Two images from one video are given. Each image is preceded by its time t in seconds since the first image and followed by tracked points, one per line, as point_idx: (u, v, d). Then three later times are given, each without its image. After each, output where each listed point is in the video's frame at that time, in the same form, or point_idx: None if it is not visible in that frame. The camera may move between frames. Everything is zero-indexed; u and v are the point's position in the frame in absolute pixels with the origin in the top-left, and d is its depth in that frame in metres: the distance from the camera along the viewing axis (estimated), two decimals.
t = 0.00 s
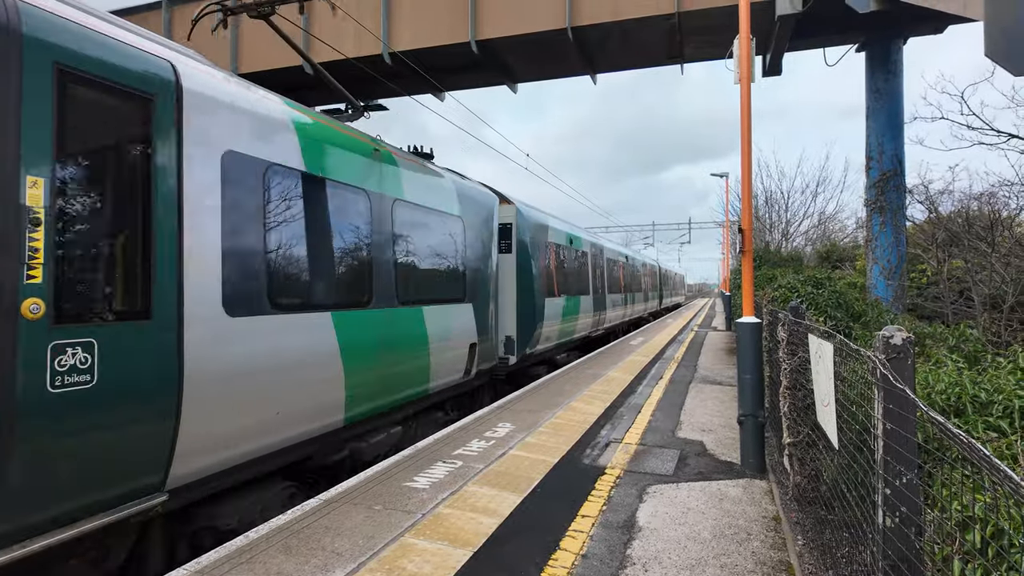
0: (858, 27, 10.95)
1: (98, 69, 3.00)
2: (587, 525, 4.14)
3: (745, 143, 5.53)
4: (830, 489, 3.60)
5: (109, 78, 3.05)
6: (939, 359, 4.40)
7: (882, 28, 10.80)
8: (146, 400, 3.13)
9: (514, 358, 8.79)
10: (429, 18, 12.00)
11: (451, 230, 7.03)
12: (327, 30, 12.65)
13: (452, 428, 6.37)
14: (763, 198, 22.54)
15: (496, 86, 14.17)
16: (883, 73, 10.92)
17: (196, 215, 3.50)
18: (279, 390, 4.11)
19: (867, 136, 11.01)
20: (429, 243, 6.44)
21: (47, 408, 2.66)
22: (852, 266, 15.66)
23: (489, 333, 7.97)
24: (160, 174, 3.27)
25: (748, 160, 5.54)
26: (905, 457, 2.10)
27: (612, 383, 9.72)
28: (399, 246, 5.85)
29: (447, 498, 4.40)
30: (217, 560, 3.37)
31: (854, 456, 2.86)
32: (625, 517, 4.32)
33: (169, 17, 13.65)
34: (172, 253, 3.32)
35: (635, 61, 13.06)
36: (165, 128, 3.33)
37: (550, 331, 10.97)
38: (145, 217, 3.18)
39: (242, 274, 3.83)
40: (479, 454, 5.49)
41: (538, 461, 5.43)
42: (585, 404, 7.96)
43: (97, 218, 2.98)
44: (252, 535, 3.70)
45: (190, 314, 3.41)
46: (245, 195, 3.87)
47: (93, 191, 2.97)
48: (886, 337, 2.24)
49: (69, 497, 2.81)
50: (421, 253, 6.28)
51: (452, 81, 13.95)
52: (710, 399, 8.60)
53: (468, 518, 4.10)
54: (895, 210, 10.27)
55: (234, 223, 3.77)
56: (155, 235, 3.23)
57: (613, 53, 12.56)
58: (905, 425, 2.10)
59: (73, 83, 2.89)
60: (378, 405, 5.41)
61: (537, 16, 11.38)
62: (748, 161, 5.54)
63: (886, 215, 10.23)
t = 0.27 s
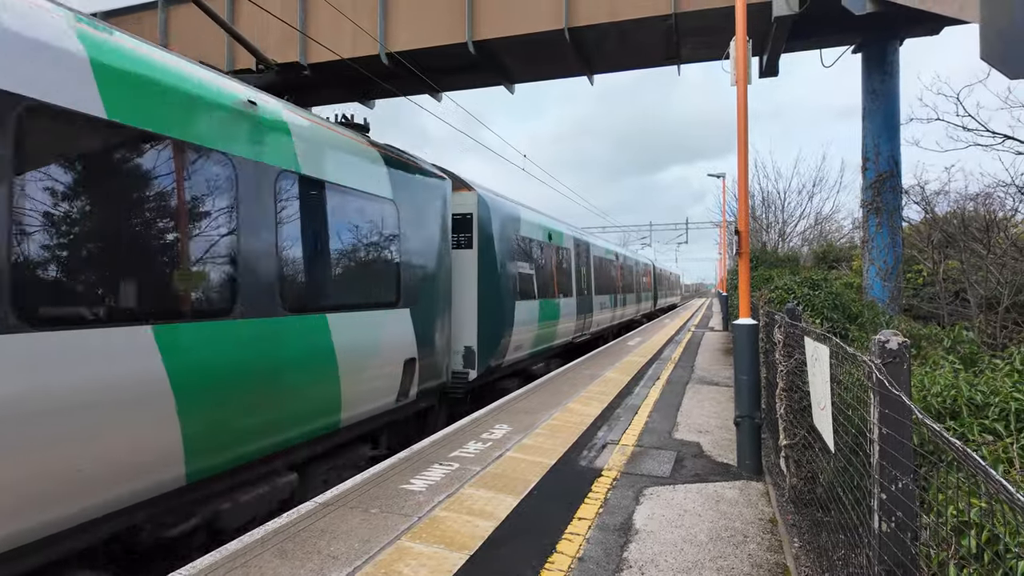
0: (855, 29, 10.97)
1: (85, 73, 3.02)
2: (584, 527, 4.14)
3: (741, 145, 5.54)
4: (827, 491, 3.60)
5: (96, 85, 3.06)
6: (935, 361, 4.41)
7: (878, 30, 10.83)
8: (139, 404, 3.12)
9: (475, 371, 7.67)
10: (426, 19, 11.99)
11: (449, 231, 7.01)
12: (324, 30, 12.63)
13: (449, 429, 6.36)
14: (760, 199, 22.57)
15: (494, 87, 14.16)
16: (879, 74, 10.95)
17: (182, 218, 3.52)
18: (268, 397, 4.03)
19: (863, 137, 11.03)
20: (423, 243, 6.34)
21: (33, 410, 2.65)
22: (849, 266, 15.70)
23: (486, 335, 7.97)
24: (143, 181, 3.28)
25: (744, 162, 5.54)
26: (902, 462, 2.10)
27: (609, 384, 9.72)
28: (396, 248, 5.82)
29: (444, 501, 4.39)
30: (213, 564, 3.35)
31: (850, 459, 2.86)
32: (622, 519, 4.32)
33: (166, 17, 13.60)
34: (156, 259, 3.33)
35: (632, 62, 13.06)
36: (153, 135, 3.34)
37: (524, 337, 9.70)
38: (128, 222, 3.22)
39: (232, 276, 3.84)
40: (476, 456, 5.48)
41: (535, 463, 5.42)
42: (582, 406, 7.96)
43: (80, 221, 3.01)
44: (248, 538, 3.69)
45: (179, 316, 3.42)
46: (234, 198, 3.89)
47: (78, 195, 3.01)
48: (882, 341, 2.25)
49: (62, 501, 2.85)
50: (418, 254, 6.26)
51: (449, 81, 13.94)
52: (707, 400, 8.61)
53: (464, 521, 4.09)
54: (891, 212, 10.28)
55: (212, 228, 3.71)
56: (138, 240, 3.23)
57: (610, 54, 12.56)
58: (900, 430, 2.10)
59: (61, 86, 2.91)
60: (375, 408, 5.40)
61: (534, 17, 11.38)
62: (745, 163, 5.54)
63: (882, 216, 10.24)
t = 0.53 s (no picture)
0: (850, 30, 11.01)
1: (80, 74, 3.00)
2: (580, 529, 4.14)
3: (737, 147, 5.54)
4: (823, 492, 3.60)
5: (94, 86, 3.06)
6: (931, 362, 4.42)
7: (874, 31, 10.87)
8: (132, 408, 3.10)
9: (419, 392, 5.96)
10: (421, 20, 11.97)
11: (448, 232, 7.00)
12: (320, 30, 12.60)
13: (445, 430, 6.35)
14: (756, 200, 22.61)
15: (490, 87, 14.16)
16: (875, 75, 10.98)
17: (179, 219, 3.51)
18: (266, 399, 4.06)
19: (859, 138, 11.07)
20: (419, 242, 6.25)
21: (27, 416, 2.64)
22: (845, 267, 15.76)
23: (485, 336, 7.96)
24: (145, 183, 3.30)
25: (740, 163, 5.55)
26: (897, 466, 2.10)
27: (606, 385, 9.73)
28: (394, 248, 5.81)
29: (440, 503, 4.38)
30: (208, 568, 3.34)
31: (846, 461, 2.86)
32: (619, 521, 4.31)
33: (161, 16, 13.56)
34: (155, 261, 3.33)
35: (629, 63, 13.08)
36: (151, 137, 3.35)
37: (488, 345, 8.10)
38: (128, 224, 3.22)
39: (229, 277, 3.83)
40: (473, 458, 5.47)
41: (531, 464, 5.41)
42: (578, 407, 7.96)
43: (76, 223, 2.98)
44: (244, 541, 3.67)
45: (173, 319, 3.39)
46: (231, 199, 3.88)
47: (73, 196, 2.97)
48: (877, 344, 2.25)
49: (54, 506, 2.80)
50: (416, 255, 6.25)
51: (445, 82, 13.93)
52: (704, 401, 8.62)
53: (460, 523, 4.08)
54: (887, 213, 10.31)
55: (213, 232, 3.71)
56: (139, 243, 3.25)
57: (607, 54, 12.58)
58: (896, 434, 2.10)
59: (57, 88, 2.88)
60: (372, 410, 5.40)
61: (531, 17, 11.38)
62: (741, 164, 5.55)
63: (878, 218, 10.26)
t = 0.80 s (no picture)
0: (845, 31, 11.05)
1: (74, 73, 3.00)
2: (577, 530, 4.14)
3: (734, 148, 5.55)
4: (818, 491, 3.61)
5: (85, 83, 3.05)
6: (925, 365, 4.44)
7: (870, 31, 10.91)
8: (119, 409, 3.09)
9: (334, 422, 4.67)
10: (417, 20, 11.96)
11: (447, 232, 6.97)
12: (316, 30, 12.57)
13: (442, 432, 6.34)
14: (752, 200, 22.62)
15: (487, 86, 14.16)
16: (871, 76, 11.02)
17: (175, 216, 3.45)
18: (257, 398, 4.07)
19: (855, 139, 11.10)
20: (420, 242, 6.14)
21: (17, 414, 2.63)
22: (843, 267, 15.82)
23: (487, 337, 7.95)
24: (143, 181, 3.28)
25: (736, 164, 5.56)
26: (892, 468, 2.10)
27: (602, 385, 9.73)
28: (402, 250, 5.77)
29: (437, 505, 4.37)
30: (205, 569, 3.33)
31: (842, 460, 2.87)
32: (615, 521, 4.32)
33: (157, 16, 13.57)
34: (154, 258, 3.31)
35: (625, 63, 13.10)
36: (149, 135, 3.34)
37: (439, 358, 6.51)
38: (121, 220, 3.17)
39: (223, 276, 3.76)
40: (469, 460, 5.46)
41: (527, 466, 5.41)
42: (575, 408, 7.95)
43: (69, 221, 2.98)
44: (240, 543, 3.66)
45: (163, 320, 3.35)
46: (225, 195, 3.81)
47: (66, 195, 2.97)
48: (873, 346, 2.25)
49: (43, 510, 2.82)
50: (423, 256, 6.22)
51: (441, 82, 13.92)
52: (700, 401, 8.63)
53: (457, 524, 4.07)
54: (883, 214, 10.27)
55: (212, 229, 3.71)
56: (138, 241, 3.22)
57: (603, 55, 12.59)
58: (891, 435, 2.11)
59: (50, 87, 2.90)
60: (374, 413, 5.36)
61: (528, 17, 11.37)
62: (737, 164, 5.57)
63: (875, 219, 10.27)
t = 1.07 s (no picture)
0: None
1: None
2: None
3: (789, 108, 4.39)
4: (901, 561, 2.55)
5: None
6: None
7: None
8: None
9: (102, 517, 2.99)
10: None
11: (434, 219, 6.04)
12: None
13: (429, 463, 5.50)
14: (814, 170, 20.59)
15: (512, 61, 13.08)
16: (963, 18, 9.20)
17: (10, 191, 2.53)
18: (211, 423, 3.52)
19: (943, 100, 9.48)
20: (395, 230, 5.37)
21: None
22: (925, 261, 14.03)
23: (486, 347, 7.02)
24: None
25: (792, 129, 4.39)
26: None
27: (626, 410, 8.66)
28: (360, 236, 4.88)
29: (412, 566, 3.51)
30: None
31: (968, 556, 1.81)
32: None
33: None
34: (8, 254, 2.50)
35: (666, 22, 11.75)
36: None
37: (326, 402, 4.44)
38: None
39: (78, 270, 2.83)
40: (455, 506, 4.57)
41: (530, 515, 4.46)
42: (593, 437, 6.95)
43: None
44: None
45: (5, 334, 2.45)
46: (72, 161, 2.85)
47: None
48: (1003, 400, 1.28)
49: None
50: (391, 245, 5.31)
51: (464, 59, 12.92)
52: (743, 433, 7.47)
53: None
54: (980, 192, 8.86)
55: (157, 227, 3.22)
56: None
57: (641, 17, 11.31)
58: None
59: None
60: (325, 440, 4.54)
61: None
62: (794, 127, 4.40)
63: (969, 199, 8.84)
